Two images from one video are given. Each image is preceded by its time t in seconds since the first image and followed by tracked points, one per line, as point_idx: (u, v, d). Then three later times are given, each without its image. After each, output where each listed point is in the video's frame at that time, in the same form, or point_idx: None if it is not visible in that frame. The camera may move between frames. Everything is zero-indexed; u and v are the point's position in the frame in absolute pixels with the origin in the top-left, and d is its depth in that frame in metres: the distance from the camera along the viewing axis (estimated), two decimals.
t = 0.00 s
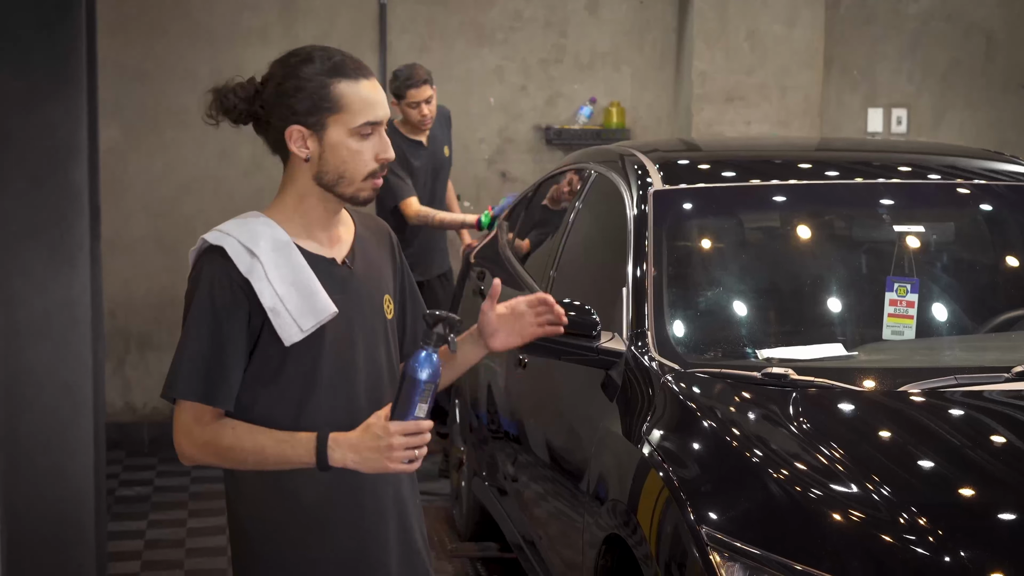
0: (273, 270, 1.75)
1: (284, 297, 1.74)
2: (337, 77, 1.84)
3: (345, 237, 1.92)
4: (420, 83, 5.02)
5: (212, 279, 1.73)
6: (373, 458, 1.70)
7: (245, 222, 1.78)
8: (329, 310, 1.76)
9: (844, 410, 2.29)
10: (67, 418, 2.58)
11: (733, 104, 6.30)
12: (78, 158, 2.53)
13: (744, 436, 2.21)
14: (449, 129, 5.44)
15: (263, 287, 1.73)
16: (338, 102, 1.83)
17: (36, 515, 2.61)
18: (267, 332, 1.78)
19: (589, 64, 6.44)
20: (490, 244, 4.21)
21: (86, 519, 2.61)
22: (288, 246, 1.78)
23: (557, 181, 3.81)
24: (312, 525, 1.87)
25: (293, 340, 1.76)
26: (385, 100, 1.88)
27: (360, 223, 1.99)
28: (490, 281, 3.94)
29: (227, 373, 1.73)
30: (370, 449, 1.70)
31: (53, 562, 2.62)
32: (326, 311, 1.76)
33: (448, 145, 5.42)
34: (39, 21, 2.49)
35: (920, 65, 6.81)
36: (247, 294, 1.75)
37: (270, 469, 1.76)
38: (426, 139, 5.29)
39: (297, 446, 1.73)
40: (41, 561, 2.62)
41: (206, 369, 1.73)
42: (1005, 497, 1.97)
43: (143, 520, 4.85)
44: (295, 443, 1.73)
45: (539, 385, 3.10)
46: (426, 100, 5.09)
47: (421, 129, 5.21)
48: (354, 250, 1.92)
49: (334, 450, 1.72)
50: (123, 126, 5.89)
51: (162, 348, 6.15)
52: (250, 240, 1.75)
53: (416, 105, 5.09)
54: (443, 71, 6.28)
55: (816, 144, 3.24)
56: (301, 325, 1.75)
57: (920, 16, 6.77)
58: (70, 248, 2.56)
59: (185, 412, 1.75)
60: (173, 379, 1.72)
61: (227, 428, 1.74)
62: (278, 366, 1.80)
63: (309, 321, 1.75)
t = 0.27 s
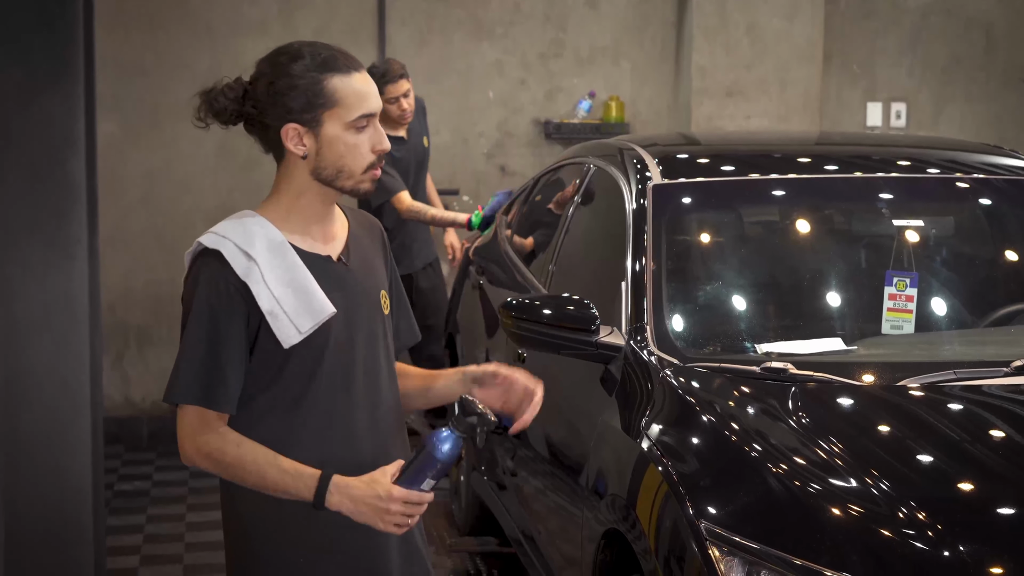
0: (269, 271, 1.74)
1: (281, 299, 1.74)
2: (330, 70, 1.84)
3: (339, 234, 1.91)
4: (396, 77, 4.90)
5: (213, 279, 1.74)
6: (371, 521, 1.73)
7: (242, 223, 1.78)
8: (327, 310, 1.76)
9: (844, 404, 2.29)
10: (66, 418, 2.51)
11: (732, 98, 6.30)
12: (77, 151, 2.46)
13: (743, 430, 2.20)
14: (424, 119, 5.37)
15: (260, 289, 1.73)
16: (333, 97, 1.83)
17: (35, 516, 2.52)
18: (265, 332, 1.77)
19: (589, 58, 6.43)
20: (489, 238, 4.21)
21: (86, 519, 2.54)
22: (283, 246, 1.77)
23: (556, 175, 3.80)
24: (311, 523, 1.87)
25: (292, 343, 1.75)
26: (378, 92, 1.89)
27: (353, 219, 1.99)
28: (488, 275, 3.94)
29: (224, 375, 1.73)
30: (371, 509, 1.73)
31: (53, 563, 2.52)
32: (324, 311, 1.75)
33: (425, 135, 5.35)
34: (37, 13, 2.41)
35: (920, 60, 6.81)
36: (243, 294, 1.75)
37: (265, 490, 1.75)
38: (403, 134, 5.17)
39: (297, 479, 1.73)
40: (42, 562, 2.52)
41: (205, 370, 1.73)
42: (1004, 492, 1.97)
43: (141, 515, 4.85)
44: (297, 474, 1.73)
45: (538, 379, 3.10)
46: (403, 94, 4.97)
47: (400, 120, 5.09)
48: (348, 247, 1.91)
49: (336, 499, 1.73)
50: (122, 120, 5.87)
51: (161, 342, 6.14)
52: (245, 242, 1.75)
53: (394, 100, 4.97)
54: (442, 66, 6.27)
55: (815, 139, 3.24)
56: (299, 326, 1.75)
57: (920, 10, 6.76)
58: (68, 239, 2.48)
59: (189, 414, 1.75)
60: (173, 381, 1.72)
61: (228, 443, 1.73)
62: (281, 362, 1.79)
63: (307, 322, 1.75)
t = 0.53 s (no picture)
0: (263, 268, 1.74)
1: (275, 296, 1.74)
2: (321, 62, 1.85)
3: (338, 229, 1.91)
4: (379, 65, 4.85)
5: (205, 276, 1.73)
6: (387, 488, 1.79)
7: (237, 219, 1.77)
8: (321, 307, 1.76)
9: (844, 399, 2.29)
10: (66, 414, 2.51)
11: (733, 93, 6.29)
12: (76, 146, 2.45)
13: (743, 425, 2.20)
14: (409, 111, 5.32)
15: (254, 286, 1.73)
16: (326, 88, 1.83)
17: (32, 511, 2.52)
18: (259, 329, 1.77)
19: (589, 53, 6.42)
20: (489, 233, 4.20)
21: (84, 515, 2.54)
22: (278, 242, 1.77)
23: (557, 170, 3.80)
24: (310, 520, 1.87)
25: (286, 338, 1.75)
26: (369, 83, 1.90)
27: (350, 212, 1.99)
28: (488, 270, 3.93)
29: (219, 374, 1.73)
30: (387, 477, 1.79)
31: (53, 559, 2.52)
32: (319, 307, 1.76)
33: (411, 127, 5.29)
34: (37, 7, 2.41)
35: (921, 54, 6.80)
36: (236, 293, 1.74)
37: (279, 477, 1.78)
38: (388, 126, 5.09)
39: (310, 459, 1.77)
40: (42, 558, 2.52)
41: (200, 369, 1.73)
42: (1004, 487, 1.97)
43: (141, 510, 4.85)
44: (309, 456, 1.77)
45: (539, 375, 3.10)
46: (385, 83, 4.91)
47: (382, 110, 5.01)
48: (346, 241, 1.91)
49: (352, 472, 1.78)
50: (122, 115, 5.86)
51: (161, 338, 6.14)
52: (240, 238, 1.75)
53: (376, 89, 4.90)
54: (442, 60, 6.26)
55: (816, 133, 3.23)
56: (293, 321, 1.75)
57: (920, 5, 6.75)
58: (68, 235, 2.47)
59: (188, 411, 1.75)
60: (166, 380, 1.72)
61: (239, 435, 1.75)
62: (277, 360, 1.79)
63: (301, 318, 1.75)
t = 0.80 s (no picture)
0: (258, 265, 1.74)
1: (269, 293, 1.73)
2: (316, 58, 1.84)
3: (335, 225, 1.91)
4: (381, 67, 4.82)
5: (202, 273, 1.73)
6: (381, 500, 1.77)
7: (231, 217, 1.76)
8: (316, 303, 1.76)
9: (844, 396, 2.28)
10: (66, 409, 2.51)
11: (733, 90, 6.28)
12: (76, 142, 2.44)
13: (744, 423, 2.20)
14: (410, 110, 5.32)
15: (248, 283, 1.73)
16: (323, 85, 1.83)
17: (30, 506, 2.51)
18: (256, 326, 1.77)
19: (589, 49, 6.42)
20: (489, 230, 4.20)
21: (83, 510, 2.53)
22: (273, 240, 1.76)
23: (558, 166, 3.80)
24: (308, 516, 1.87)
25: (281, 336, 1.75)
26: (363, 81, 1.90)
27: (348, 209, 1.98)
28: (489, 267, 3.93)
29: (215, 371, 1.73)
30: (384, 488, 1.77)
31: (53, 554, 2.52)
32: (314, 305, 1.75)
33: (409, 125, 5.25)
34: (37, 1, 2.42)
35: (921, 51, 6.79)
36: (232, 289, 1.74)
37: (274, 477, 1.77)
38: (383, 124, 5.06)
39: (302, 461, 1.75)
40: (42, 553, 2.52)
41: (197, 365, 1.74)
42: (1005, 485, 1.97)
43: (141, 506, 4.85)
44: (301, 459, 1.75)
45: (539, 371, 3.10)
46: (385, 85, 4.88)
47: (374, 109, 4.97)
48: (344, 238, 1.91)
49: (346, 481, 1.76)
50: (122, 110, 5.86)
51: (161, 334, 6.14)
52: (234, 236, 1.74)
53: (376, 90, 4.87)
54: (443, 57, 6.25)
55: (817, 130, 3.23)
56: (289, 319, 1.75)
57: (920, 2, 6.74)
58: (68, 231, 2.47)
59: (185, 409, 1.76)
60: (161, 376, 1.73)
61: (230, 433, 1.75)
62: (274, 356, 1.79)
63: (296, 315, 1.75)
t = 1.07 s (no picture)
0: (258, 265, 1.74)
1: (270, 293, 1.74)
2: (316, 55, 1.85)
3: (334, 223, 1.90)
4: (379, 78, 4.82)
5: (201, 274, 1.73)
6: (375, 458, 1.72)
7: (230, 216, 1.77)
8: (316, 302, 1.76)
9: (845, 397, 2.28)
10: (65, 408, 2.51)
11: (734, 90, 6.28)
12: (78, 141, 2.45)
13: (745, 423, 2.20)
14: (417, 116, 5.33)
15: (249, 283, 1.73)
16: (317, 82, 1.83)
17: (31, 503, 2.52)
18: (255, 326, 1.77)
19: (590, 49, 6.42)
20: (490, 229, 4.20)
21: (84, 508, 2.53)
22: (273, 239, 1.77)
23: (558, 166, 3.80)
24: (310, 515, 1.87)
25: (282, 335, 1.76)
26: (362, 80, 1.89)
27: (347, 208, 1.97)
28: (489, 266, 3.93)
29: (215, 370, 1.73)
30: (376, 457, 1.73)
31: (53, 553, 2.52)
32: (315, 304, 1.76)
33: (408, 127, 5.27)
34: None
35: (922, 51, 6.79)
36: (232, 289, 1.74)
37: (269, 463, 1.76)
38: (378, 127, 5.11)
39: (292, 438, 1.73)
40: (42, 552, 2.51)
41: (196, 364, 1.74)
42: (1005, 486, 1.97)
43: (141, 505, 4.85)
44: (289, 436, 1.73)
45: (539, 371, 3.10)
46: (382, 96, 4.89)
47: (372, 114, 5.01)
48: (344, 237, 1.90)
49: (334, 451, 1.72)
50: (123, 109, 5.86)
51: (162, 332, 6.15)
52: (234, 236, 1.74)
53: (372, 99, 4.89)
54: (444, 56, 6.25)
55: (818, 131, 3.23)
56: (290, 318, 1.75)
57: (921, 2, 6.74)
58: (69, 229, 2.47)
59: (185, 409, 1.76)
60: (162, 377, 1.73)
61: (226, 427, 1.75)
62: (275, 355, 1.79)
63: (296, 314, 1.75)
